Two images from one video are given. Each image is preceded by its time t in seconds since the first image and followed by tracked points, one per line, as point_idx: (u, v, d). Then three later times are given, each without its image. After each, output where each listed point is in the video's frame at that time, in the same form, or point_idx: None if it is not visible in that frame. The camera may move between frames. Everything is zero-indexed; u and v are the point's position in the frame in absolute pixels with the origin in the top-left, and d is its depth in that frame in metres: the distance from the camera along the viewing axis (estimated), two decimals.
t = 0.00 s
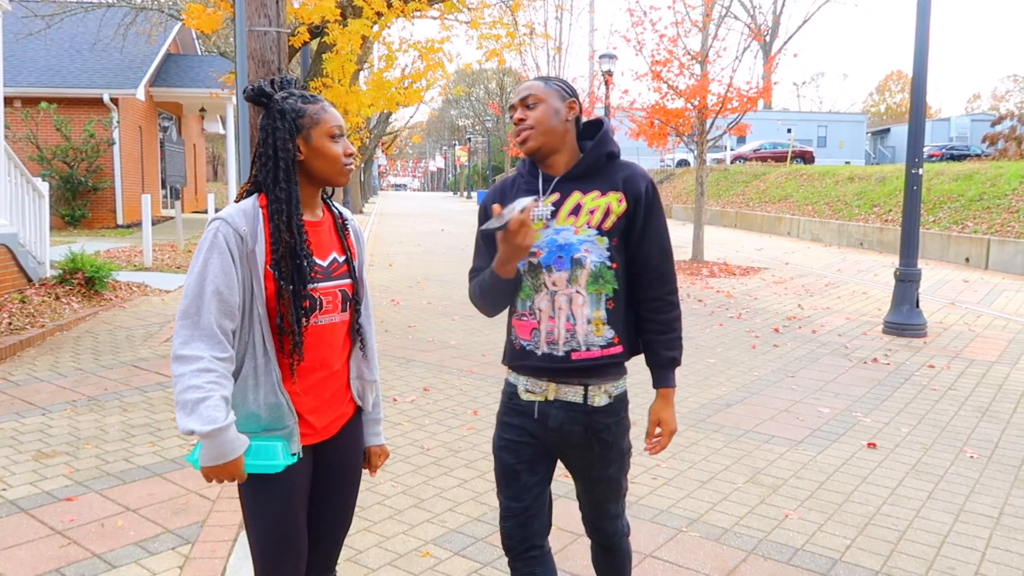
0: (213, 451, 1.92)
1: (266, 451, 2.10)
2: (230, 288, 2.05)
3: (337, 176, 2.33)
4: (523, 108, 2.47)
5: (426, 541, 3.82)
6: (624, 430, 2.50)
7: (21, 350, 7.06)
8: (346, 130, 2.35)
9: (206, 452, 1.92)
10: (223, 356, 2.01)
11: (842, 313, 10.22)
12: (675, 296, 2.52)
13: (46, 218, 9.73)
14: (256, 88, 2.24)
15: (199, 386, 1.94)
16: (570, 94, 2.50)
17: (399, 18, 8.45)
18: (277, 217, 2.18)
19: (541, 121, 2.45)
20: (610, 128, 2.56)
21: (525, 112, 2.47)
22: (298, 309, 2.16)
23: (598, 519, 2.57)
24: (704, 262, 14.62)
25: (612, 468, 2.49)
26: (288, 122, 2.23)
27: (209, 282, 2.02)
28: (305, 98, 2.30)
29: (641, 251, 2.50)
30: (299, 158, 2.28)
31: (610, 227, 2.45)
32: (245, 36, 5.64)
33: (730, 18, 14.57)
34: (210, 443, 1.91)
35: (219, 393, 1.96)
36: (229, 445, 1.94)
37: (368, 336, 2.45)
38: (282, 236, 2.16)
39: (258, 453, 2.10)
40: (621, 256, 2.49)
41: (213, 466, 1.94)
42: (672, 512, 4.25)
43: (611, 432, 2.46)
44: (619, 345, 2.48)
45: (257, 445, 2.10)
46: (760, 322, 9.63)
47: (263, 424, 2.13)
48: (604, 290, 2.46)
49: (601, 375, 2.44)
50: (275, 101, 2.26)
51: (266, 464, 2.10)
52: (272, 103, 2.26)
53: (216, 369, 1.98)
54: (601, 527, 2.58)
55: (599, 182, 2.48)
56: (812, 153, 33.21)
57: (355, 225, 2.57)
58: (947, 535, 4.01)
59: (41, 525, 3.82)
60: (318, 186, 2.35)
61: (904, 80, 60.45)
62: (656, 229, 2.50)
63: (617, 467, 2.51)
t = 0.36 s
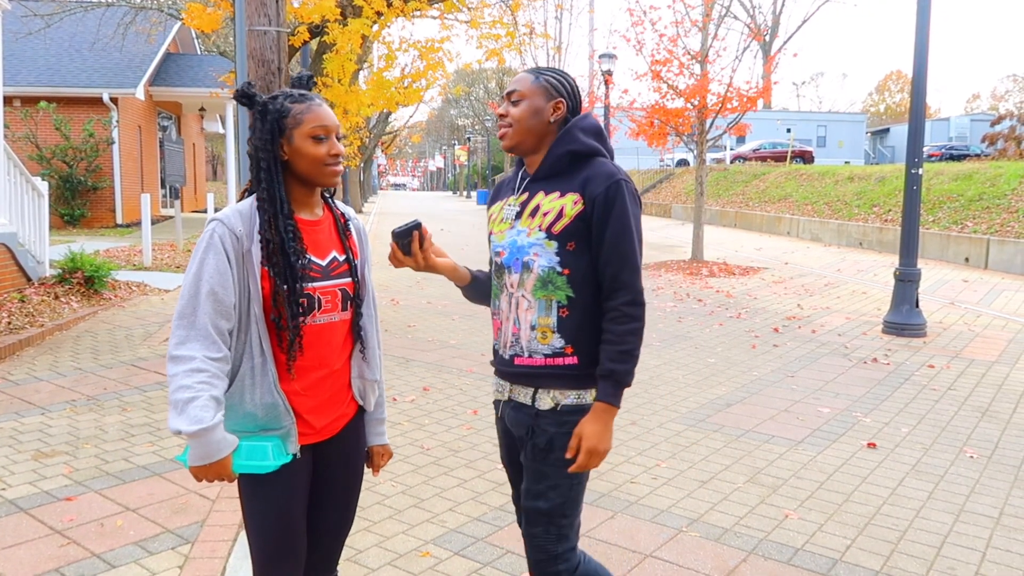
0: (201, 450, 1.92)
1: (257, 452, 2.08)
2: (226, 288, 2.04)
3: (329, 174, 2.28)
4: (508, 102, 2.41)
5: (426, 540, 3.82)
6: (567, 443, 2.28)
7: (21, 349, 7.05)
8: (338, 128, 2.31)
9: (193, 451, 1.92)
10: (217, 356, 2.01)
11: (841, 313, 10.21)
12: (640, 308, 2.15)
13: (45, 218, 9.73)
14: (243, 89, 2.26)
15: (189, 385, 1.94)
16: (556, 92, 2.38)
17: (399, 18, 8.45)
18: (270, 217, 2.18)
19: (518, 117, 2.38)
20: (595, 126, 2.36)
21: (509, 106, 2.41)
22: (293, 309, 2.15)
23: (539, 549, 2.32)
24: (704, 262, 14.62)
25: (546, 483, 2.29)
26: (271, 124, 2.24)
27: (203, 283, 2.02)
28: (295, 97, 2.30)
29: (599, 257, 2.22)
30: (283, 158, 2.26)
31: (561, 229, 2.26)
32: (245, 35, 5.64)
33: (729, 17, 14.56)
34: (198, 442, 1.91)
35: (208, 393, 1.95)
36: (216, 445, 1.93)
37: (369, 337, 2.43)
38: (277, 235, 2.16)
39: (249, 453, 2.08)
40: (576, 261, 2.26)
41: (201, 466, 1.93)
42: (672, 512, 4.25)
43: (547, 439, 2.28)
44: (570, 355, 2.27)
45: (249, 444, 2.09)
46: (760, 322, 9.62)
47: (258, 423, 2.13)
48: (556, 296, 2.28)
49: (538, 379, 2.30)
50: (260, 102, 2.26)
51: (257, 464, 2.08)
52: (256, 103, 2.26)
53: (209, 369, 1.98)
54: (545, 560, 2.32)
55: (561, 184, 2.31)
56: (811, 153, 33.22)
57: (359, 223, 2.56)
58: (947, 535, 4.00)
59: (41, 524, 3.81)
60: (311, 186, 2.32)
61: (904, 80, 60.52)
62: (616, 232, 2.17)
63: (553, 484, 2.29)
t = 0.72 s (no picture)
0: (170, 436, 1.93)
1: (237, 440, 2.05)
2: (215, 282, 2.08)
3: (297, 183, 2.24)
4: (523, 97, 2.40)
5: (427, 540, 3.82)
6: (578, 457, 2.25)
7: (22, 349, 7.05)
8: (308, 133, 2.25)
9: (165, 437, 1.94)
10: (205, 347, 2.05)
11: (842, 313, 10.21)
12: (641, 317, 2.08)
13: (47, 217, 9.74)
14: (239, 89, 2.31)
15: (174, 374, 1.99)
16: (573, 84, 2.35)
17: (399, 18, 8.46)
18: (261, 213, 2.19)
19: (533, 111, 2.36)
20: (612, 121, 2.30)
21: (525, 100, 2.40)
22: (282, 306, 2.15)
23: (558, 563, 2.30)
24: (705, 262, 14.61)
25: (563, 498, 2.26)
26: (254, 124, 2.26)
27: (195, 275, 2.07)
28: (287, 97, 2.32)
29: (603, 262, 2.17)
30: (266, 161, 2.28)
31: (566, 231, 2.22)
32: (245, 35, 5.64)
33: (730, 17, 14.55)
34: (171, 430, 1.93)
35: (188, 381, 1.98)
36: (187, 432, 1.94)
37: (370, 341, 2.38)
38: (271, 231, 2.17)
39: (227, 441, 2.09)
40: (581, 264, 2.22)
41: (180, 455, 1.95)
42: (673, 512, 4.25)
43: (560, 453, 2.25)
44: (572, 365, 2.24)
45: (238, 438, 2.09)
46: (761, 322, 9.62)
47: (250, 417, 2.15)
48: (559, 301, 2.25)
49: (546, 390, 2.27)
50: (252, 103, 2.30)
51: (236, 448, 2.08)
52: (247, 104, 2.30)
53: (193, 359, 2.02)
54: (573, 574, 2.29)
55: (572, 183, 2.27)
56: (812, 153, 33.21)
57: (370, 223, 2.52)
58: (948, 535, 4.01)
59: (41, 524, 3.81)
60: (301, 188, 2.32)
61: (905, 80, 60.51)
62: (620, 236, 2.10)
63: (571, 500, 2.25)
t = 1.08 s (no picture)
0: (114, 424, 2.01)
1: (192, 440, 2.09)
2: (191, 276, 2.15)
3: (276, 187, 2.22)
4: (549, 87, 2.36)
5: (429, 540, 3.82)
6: (617, 468, 2.24)
7: (24, 349, 7.06)
8: (274, 134, 2.20)
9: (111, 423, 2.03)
10: (175, 339, 2.13)
11: (844, 313, 10.20)
12: (702, 324, 2.12)
13: (49, 217, 9.77)
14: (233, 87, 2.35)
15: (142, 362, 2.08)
16: (603, 74, 2.32)
17: (400, 18, 8.46)
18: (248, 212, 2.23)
19: (558, 100, 2.32)
20: (648, 119, 2.31)
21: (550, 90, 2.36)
22: (257, 309, 2.17)
23: None
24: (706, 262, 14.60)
25: (597, 510, 2.24)
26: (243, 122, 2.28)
27: (176, 269, 2.16)
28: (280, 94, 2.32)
29: (647, 266, 2.19)
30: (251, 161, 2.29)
31: (608, 232, 2.22)
32: (246, 35, 5.63)
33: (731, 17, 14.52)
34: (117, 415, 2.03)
35: (143, 371, 2.06)
36: (128, 421, 2.01)
37: (354, 347, 2.32)
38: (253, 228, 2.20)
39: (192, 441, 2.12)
40: (621, 268, 2.22)
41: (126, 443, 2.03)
42: (674, 512, 4.24)
43: (595, 464, 2.23)
44: (610, 372, 2.23)
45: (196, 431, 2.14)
46: (762, 322, 9.61)
47: (220, 414, 2.19)
48: (597, 305, 2.24)
49: (584, 401, 2.24)
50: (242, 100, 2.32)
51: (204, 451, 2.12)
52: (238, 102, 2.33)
53: (157, 350, 2.10)
54: None
55: (611, 180, 2.26)
56: (813, 153, 33.19)
57: (373, 220, 2.43)
58: (950, 535, 4.00)
59: (43, 524, 3.81)
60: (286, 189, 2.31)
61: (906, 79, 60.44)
62: (672, 242, 2.13)
63: (605, 512, 2.24)
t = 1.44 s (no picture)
0: (93, 424, 2.10)
1: (179, 442, 2.14)
2: (173, 277, 2.19)
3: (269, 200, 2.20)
4: (559, 87, 2.37)
5: (429, 539, 3.82)
6: (632, 472, 2.24)
7: (24, 348, 7.07)
8: (268, 151, 2.15)
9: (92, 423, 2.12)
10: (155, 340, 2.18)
11: (844, 312, 10.19)
12: (711, 326, 2.10)
13: (49, 217, 9.77)
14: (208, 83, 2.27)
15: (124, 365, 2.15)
16: (613, 72, 2.33)
17: (401, 17, 8.43)
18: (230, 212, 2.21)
19: (568, 99, 2.34)
20: (659, 118, 2.31)
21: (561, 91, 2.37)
22: (241, 311, 2.17)
23: None
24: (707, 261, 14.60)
25: (613, 514, 2.24)
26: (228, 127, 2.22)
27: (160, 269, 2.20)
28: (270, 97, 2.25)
29: (655, 266, 2.18)
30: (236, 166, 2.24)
31: (615, 233, 2.21)
32: (247, 34, 5.63)
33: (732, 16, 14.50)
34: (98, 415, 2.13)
35: (122, 373, 2.14)
36: (103, 422, 2.10)
37: (337, 345, 2.29)
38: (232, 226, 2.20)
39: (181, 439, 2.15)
40: (629, 269, 2.21)
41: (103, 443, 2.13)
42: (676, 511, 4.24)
43: (610, 469, 2.23)
44: (616, 375, 2.23)
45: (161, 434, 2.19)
46: (763, 322, 9.61)
47: (204, 412, 2.22)
48: (604, 306, 2.24)
49: (597, 406, 2.25)
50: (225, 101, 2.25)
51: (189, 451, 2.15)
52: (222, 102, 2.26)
53: (138, 351, 2.17)
54: None
55: (619, 181, 2.25)
56: (814, 153, 33.17)
57: (360, 216, 2.40)
58: (951, 534, 4.00)
59: (44, 523, 3.81)
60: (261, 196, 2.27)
61: (907, 79, 60.44)
62: (681, 242, 2.11)
63: (621, 515, 2.24)
